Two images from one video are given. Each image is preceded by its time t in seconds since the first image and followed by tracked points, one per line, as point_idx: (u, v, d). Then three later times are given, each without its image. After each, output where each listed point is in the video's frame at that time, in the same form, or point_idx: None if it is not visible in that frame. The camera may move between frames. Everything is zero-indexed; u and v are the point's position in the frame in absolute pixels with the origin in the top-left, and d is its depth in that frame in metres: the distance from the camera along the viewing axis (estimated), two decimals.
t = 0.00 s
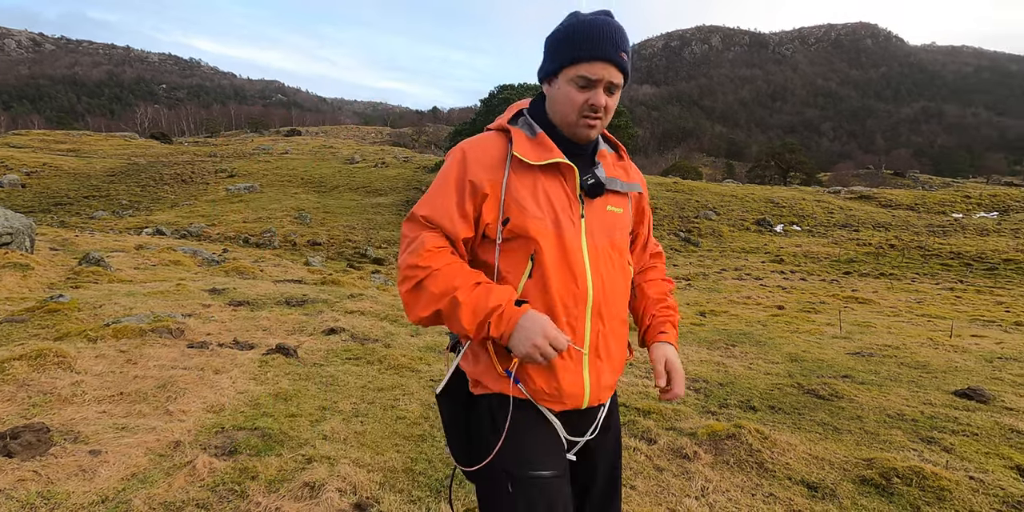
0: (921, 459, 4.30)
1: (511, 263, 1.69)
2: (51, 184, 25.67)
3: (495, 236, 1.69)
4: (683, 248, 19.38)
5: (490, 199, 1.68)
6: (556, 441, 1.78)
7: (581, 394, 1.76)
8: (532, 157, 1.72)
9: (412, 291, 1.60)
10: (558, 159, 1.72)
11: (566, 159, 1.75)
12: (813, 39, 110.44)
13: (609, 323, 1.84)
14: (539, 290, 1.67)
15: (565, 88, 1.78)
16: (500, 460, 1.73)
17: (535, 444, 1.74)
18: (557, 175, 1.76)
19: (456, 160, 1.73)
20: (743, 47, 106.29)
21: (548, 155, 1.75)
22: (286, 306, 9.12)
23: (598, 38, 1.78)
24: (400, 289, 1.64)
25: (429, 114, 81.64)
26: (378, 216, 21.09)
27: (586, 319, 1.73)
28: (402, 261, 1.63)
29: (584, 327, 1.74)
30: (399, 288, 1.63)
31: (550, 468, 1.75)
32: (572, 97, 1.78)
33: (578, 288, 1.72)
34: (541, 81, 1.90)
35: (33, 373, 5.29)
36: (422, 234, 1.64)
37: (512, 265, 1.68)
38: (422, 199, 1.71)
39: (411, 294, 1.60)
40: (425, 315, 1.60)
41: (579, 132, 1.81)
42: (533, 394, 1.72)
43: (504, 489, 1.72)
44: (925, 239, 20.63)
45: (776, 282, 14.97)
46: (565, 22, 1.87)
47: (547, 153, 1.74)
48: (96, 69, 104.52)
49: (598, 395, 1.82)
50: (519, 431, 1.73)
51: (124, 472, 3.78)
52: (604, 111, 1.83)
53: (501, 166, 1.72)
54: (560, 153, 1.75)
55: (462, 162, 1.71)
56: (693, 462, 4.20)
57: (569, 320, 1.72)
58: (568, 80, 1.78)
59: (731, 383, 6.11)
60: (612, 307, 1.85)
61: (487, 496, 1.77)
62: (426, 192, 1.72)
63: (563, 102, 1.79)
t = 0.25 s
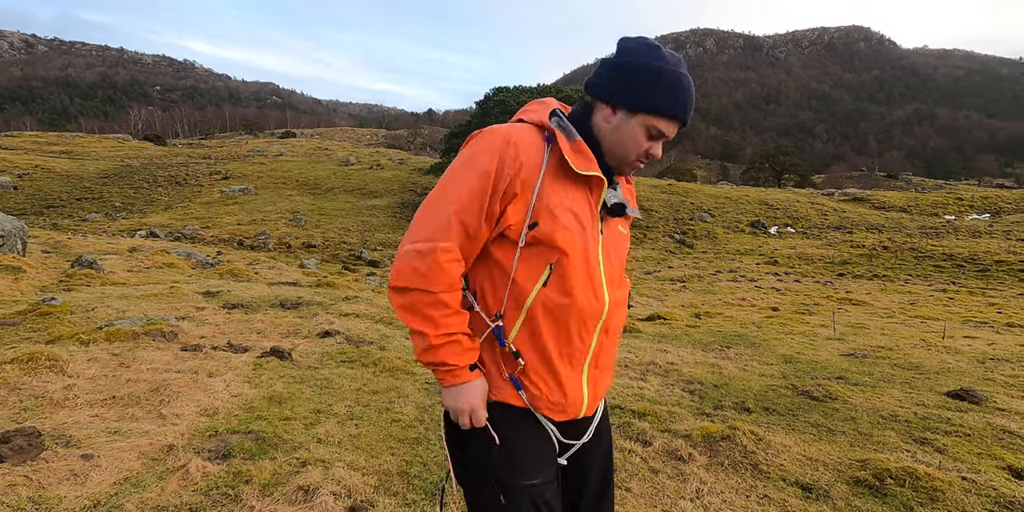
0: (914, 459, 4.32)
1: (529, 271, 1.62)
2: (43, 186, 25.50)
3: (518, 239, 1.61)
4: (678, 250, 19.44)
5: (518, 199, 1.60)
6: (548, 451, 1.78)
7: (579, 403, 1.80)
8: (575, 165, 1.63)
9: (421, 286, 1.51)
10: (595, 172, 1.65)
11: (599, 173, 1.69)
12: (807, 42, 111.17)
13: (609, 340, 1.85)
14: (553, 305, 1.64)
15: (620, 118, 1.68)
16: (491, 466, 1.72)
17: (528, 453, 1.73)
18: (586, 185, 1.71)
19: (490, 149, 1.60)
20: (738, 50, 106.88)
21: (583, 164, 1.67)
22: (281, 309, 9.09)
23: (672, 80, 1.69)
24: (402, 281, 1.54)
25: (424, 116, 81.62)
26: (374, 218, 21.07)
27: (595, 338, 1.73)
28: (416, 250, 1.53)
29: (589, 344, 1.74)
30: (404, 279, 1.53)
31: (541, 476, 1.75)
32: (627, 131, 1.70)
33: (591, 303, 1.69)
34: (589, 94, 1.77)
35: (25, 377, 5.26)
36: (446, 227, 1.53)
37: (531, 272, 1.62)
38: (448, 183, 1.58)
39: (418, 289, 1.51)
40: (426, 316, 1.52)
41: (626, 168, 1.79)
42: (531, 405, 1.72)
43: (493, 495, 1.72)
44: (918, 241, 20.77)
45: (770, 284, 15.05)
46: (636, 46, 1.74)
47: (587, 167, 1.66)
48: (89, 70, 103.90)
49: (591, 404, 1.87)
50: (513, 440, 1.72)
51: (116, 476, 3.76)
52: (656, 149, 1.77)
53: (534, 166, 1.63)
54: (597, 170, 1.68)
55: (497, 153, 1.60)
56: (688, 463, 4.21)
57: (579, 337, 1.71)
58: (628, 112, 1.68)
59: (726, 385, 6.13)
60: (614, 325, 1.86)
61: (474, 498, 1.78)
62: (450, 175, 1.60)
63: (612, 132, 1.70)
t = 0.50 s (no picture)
0: (915, 459, 4.32)
1: (553, 285, 1.63)
2: (44, 186, 25.52)
3: (551, 251, 1.60)
4: (679, 250, 19.43)
5: (558, 211, 1.58)
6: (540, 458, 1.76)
7: (571, 412, 1.84)
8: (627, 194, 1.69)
9: (451, 284, 1.44)
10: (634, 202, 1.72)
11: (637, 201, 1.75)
12: (808, 41, 111.18)
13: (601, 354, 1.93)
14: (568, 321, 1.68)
15: (667, 160, 1.79)
16: (481, 471, 1.71)
17: (521, 458, 1.72)
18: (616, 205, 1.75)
19: (550, 153, 1.54)
20: (739, 49, 106.83)
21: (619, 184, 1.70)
22: (282, 308, 9.09)
23: (719, 138, 1.83)
24: (429, 271, 1.45)
25: (425, 115, 81.65)
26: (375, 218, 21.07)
27: (596, 355, 1.80)
28: (455, 243, 1.44)
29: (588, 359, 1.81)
30: (434, 269, 1.45)
31: (533, 480, 1.75)
32: (669, 173, 1.81)
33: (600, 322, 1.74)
34: (641, 124, 1.81)
35: (26, 376, 5.26)
36: (493, 228, 1.46)
37: (556, 285, 1.64)
38: (501, 179, 1.49)
39: (447, 288, 1.45)
40: (446, 314, 1.48)
41: (653, 201, 1.90)
42: (530, 411, 1.73)
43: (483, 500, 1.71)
44: (919, 241, 20.75)
45: (771, 284, 15.04)
46: (695, 93, 1.82)
47: (631, 194, 1.70)
48: (90, 69, 103.91)
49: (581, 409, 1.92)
50: (507, 445, 1.71)
51: (117, 476, 3.76)
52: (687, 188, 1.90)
53: (581, 178, 1.60)
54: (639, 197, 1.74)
55: (556, 158, 1.54)
56: (689, 463, 4.21)
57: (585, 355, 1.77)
58: (676, 158, 1.79)
59: (727, 385, 6.13)
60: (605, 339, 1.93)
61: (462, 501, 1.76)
62: (502, 168, 1.50)
63: (656, 170, 1.80)
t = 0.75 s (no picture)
0: (919, 457, 4.31)
1: (573, 294, 1.63)
2: (49, 182, 25.61)
3: (573, 261, 1.59)
4: (682, 247, 19.39)
5: (585, 223, 1.57)
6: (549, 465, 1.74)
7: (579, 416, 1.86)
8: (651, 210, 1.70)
9: (480, 295, 1.41)
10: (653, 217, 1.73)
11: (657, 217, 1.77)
12: (812, 37, 110.71)
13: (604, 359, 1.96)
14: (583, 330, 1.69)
15: (687, 184, 1.79)
16: (485, 477, 1.70)
17: (526, 465, 1.71)
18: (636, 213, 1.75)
19: (587, 163, 1.49)
20: (743, 45, 106.37)
21: (644, 196, 1.70)
22: (285, 305, 9.11)
23: (737, 166, 1.85)
24: (456, 279, 1.41)
25: (428, 112, 81.59)
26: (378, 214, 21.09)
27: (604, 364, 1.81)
28: (485, 253, 1.40)
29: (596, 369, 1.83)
30: (463, 277, 1.40)
31: (539, 485, 1.74)
32: (688, 195, 1.82)
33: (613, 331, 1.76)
34: (668, 140, 1.79)
35: (32, 372, 5.30)
36: (526, 240, 1.42)
37: (576, 295, 1.64)
38: (535, 187, 1.44)
39: (473, 299, 1.42)
40: (471, 326, 1.45)
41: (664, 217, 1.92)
42: (539, 418, 1.72)
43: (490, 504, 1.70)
44: (924, 238, 20.66)
45: (775, 281, 14.99)
46: (725, 120, 1.81)
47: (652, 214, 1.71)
48: (94, 66, 104.13)
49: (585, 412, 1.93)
50: (515, 451, 1.70)
51: (122, 471, 3.78)
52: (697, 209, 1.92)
53: (613, 189, 1.57)
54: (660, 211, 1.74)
55: (591, 169, 1.49)
56: (692, 460, 4.21)
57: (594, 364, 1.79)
58: (697, 183, 1.80)
59: (730, 382, 6.12)
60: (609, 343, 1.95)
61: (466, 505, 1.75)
62: (537, 177, 1.45)
63: (676, 191, 1.80)
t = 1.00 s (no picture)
0: (919, 455, 4.31)
1: (585, 299, 1.64)
2: (50, 180, 25.61)
3: (587, 265, 1.59)
4: (682, 245, 19.38)
5: (603, 228, 1.56)
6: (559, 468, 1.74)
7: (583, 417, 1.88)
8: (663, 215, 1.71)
9: (503, 304, 1.40)
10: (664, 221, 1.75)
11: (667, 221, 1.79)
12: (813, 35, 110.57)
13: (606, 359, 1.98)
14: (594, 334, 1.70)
15: (695, 193, 1.81)
16: (492, 480, 1.70)
17: (532, 468, 1.72)
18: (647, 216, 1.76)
19: (609, 170, 1.48)
20: (744, 43, 106.24)
21: (656, 200, 1.71)
22: (286, 303, 9.11)
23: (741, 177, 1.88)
24: (478, 288, 1.38)
25: (429, 110, 81.56)
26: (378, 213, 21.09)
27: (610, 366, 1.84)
28: (507, 263, 1.38)
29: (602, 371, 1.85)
30: (485, 287, 1.38)
31: (545, 487, 1.75)
32: (693, 203, 1.85)
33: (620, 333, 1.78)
34: (680, 147, 1.79)
35: (32, 370, 5.30)
36: (548, 248, 1.41)
37: (588, 298, 1.65)
38: (558, 194, 1.42)
39: (493, 307, 1.41)
40: (490, 334, 1.44)
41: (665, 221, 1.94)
42: (546, 420, 1.73)
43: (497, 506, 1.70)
44: (924, 236, 20.65)
45: (775, 279, 14.99)
46: (738, 130, 1.83)
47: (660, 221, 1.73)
48: (94, 64, 104.09)
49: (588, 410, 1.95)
50: (522, 453, 1.70)
51: (123, 468, 3.79)
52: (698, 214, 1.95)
53: (630, 195, 1.56)
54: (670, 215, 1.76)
55: (613, 176, 1.48)
56: (691, 458, 4.22)
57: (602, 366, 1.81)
58: (703, 191, 1.82)
59: (730, 380, 6.12)
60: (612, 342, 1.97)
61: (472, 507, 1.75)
62: (560, 183, 1.42)
63: (684, 197, 1.82)
